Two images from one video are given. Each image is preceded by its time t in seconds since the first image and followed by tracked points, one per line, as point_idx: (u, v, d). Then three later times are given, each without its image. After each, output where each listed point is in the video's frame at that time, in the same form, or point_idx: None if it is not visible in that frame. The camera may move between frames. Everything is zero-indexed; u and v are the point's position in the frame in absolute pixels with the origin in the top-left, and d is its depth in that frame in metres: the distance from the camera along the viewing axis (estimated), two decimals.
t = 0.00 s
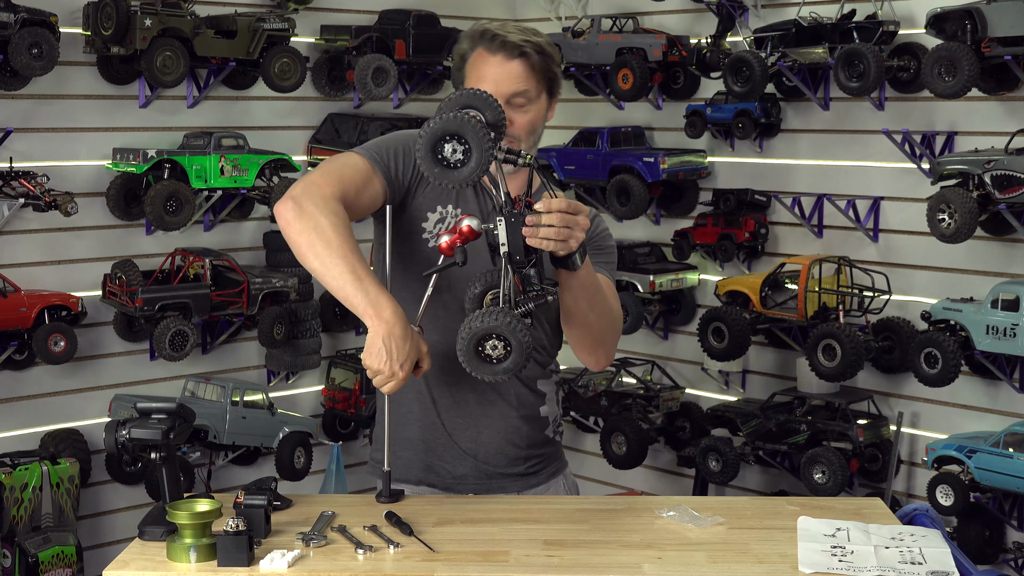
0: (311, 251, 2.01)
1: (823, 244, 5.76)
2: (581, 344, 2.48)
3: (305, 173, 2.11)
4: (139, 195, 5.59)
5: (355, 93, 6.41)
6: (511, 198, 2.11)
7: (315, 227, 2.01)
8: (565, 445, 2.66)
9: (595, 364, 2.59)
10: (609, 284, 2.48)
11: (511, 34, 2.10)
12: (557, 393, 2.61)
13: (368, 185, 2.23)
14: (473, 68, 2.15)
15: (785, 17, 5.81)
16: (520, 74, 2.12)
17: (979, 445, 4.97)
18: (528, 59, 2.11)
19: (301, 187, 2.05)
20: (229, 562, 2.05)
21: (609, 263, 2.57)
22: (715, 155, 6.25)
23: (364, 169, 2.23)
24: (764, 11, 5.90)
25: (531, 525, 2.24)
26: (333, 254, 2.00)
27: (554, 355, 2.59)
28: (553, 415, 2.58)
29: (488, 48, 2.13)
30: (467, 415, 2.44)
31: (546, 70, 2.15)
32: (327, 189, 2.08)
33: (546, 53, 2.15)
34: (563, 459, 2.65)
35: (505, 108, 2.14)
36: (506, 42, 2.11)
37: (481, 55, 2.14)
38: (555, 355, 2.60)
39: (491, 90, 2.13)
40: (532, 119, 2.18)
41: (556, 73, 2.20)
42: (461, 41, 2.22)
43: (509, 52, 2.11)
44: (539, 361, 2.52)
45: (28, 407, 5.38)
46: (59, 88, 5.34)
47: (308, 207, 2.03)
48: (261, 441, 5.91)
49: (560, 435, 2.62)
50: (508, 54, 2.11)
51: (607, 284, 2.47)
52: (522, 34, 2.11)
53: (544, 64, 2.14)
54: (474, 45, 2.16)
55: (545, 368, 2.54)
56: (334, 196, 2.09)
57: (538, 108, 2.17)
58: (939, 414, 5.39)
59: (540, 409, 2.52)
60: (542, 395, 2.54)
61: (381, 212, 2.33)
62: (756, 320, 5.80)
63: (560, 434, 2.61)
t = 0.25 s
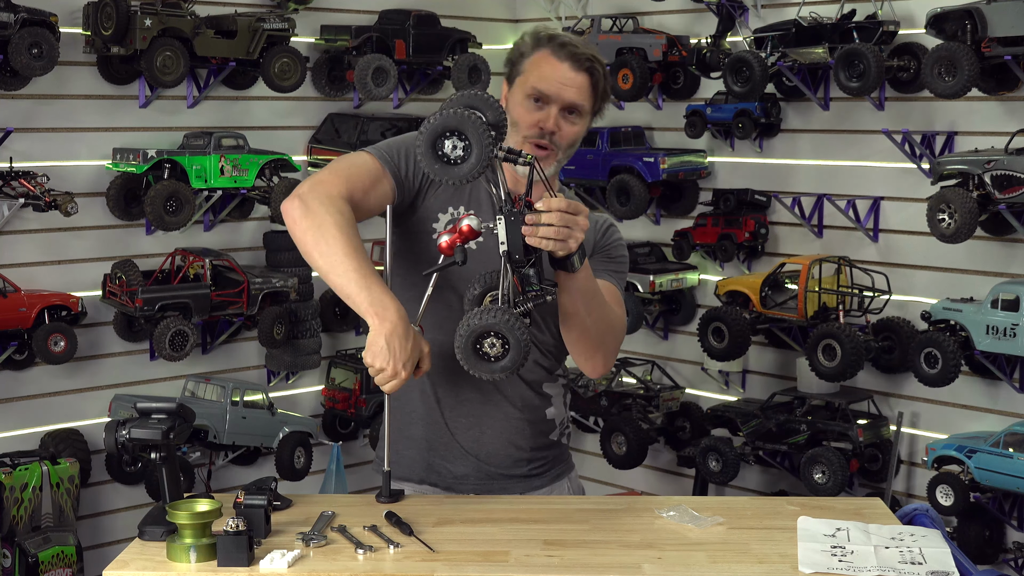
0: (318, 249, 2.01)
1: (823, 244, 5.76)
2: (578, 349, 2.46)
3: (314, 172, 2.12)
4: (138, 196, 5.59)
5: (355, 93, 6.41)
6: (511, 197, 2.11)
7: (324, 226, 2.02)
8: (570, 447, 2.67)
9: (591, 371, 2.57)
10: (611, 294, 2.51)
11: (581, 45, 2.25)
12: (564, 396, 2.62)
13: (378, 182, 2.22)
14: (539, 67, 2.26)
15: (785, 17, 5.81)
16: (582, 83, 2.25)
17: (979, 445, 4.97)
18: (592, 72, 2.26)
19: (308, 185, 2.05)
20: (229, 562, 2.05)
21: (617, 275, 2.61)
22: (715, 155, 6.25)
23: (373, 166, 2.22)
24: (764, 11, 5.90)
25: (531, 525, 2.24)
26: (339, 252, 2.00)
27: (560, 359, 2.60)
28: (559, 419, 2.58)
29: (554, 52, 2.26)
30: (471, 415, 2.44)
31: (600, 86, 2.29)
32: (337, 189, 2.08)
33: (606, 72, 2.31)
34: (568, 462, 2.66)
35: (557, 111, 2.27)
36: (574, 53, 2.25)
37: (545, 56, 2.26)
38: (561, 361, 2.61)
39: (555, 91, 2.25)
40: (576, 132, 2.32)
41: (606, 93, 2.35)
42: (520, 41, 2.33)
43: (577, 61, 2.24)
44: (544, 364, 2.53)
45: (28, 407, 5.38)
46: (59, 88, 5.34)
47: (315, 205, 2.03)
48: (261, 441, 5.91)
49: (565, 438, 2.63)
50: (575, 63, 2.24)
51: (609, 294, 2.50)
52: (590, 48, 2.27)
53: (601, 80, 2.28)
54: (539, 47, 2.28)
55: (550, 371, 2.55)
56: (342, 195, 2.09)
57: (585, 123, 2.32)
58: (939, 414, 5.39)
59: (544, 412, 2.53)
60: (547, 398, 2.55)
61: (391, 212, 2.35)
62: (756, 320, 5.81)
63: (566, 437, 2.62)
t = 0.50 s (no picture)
0: (329, 247, 2.07)
1: (823, 244, 5.76)
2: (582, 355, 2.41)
3: (330, 171, 2.18)
4: (138, 196, 5.59)
5: (355, 93, 6.42)
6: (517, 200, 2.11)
7: (337, 226, 2.08)
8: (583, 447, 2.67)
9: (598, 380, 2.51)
10: (620, 299, 2.52)
11: (613, 49, 2.26)
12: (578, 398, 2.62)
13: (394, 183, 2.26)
14: (568, 69, 2.27)
15: (785, 17, 5.81)
16: (612, 87, 2.26)
17: (979, 445, 4.97)
18: (622, 76, 2.27)
19: (323, 184, 2.11)
20: (229, 562, 2.05)
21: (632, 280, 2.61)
22: (715, 155, 6.25)
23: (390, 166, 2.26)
24: (764, 11, 5.90)
25: (531, 525, 2.24)
26: (349, 253, 2.06)
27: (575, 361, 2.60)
28: (573, 420, 2.59)
29: (586, 54, 2.26)
30: (485, 415, 2.44)
31: (628, 90, 2.31)
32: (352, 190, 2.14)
33: (635, 76, 2.32)
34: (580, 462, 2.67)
35: (584, 115, 2.28)
36: (606, 56, 2.25)
37: (576, 57, 2.27)
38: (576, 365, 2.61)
39: (583, 94, 2.25)
40: (602, 137, 2.34)
41: (634, 98, 2.37)
42: (550, 39, 2.33)
43: (608, 65, 2.25)
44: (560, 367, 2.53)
45: (28, 407, 5.38)
46: (59, 88, 5.34)
47: (329, 204, 2.09)
48: (261, 441, 5.91)
49: (579, 438, 2.64)
50: (607, 67, 2.25)
51: (618, 299, 2.51)
52: (621, 52, 2.27)
53: (631, 84, 2.29)
54: (571, 47, 2.28)
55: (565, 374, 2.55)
56: (356, 195, 2.14)
57: (611, 129, 2.33)
58: (939, 414, 5.39)
59: (558, 413, 2.53)
60: (562, 399, 2.55)
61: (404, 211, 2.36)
62: (756, 320, 5.80)
63: (579, 437, 2.63)
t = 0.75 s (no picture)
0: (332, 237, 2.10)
1: (823, 244, 5.76)
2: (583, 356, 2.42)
3: (343, 160, 2.22)
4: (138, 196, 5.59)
5: (355, 93, 6.42)
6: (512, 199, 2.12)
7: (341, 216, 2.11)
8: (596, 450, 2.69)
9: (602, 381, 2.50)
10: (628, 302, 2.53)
11: (633, 54, 2.25)
12: (592, 402, 2.63)
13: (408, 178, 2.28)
14: (589, 74, 2.26)
15: (785, 17, 5.81)
16: (632, 93, 2.26)
17: (979, 445, 4.97)
18: (641, 82, 2.27)
19: (334, 172, 2.16)
20: (229, 562, 2.05)
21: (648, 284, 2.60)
22: (715, 155, 6.25)
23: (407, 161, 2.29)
24: (764, 11, 5.90)
25: (531, 525, 2.24)
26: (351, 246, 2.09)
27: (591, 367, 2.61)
28: (586, 423, 2.61)
29: (605, 59, 2.25)
30: (496, 416, 2.46)
31: (648, 95, 2.31)
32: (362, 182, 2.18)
33: (654, 80, 2.31)
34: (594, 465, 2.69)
35: (602, 122, 2.27)
36: (626, 61, 2.25)
37: (597, 62, 2.26)
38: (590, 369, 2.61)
39: (600, 101, 2.25)
40: (620, 143, 2.34)
41: (654, 102, 2.36)
42: (572, 43, 2.33)
43: (627, 70, 2.25)
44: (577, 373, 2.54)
45: (28, 407, 5.38)
46: (59, 88, 5.34)
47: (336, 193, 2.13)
48: (261, 441, 5.91)
49: (592, 441, 2.65)
50: (626, 72, 2.25)
51: (626, 303, 2.52)
52: (640, 56, 2.26)
53: (650, 90, 2.29)
54: (591, 52, 2.27)
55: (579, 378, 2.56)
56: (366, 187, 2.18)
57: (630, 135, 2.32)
58: (939, 414, 5.39)
59: (571, 416, 2.55)
60: (575, 402, 2.56)
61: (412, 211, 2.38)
62: (756, 320, 5.80)
63: (592, 441, 2.64)
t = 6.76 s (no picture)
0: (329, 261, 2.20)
1: (823, 244, 5.76)
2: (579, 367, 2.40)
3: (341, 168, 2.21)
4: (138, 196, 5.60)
5: (355, 93, 6.42)
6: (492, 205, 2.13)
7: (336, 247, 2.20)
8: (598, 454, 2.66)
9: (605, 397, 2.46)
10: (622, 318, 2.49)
11: (532, 51, 2.26)
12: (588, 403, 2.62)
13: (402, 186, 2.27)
14: (486, 74, 2.28)
15: (785, 17, 5.81)
16: (526, 90, 2.28)
17: (979, 445, 4.97)
18: (542, 78, 2.29)
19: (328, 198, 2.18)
20: (229, 562, 2.05)
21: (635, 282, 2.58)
22: (715, 155, 6.26)
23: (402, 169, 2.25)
24: (764, 11, 5.90)
25: (531, 525, 2.24)
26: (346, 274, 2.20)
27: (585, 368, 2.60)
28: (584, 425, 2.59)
29: (503, 58, 2.27)
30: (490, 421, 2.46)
31: (547, 91, 2.33)
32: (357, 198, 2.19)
33: (553, 74, 2.33)
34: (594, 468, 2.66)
35: (506, 121, 2.29)
36: (526, 59, 2.26)
37: (494, 61, 2.27)
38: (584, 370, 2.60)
39: (504, 103, 2.27)
40: (522, 138, 2.37)
41: (553, 95, 2.38)
42: (463, 41, 2.34)
43: (528, 68, 2.26)
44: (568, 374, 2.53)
45: (29, 407, 5.38)
46: (59, 88, 5.34)
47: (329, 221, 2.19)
48: (261, 441, 5.91)
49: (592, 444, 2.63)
50: (527, 71, 2.26)
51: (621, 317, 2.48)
52: (539, 52, 2.28)
53: (551, 85, 2.31)
54: (486, 50, 2.28)
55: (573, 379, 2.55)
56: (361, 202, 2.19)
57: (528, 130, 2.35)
58: (939, 414, 5.39)
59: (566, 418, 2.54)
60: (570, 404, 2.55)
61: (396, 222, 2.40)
62: (757, 320, 5.80)
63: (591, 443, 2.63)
